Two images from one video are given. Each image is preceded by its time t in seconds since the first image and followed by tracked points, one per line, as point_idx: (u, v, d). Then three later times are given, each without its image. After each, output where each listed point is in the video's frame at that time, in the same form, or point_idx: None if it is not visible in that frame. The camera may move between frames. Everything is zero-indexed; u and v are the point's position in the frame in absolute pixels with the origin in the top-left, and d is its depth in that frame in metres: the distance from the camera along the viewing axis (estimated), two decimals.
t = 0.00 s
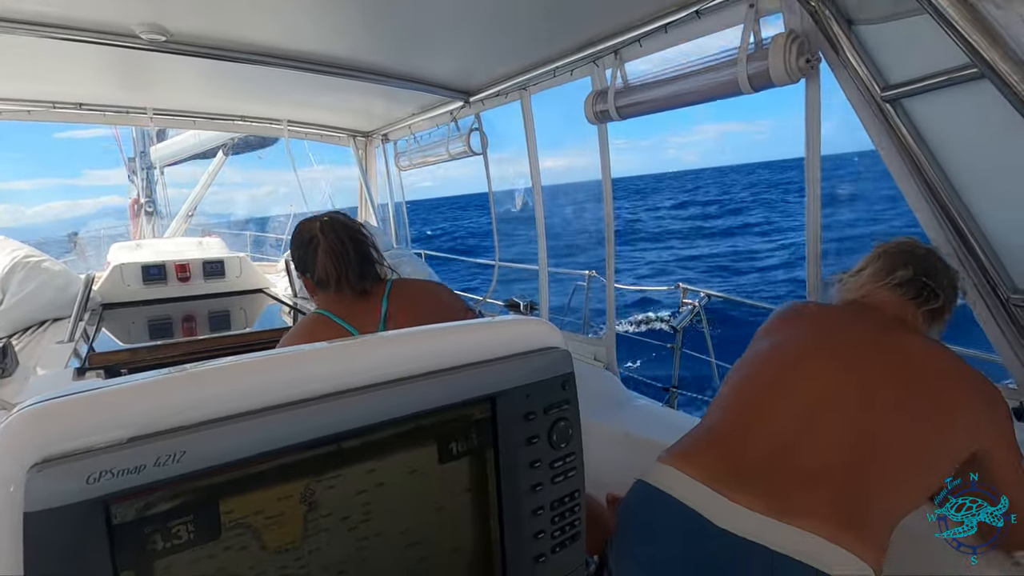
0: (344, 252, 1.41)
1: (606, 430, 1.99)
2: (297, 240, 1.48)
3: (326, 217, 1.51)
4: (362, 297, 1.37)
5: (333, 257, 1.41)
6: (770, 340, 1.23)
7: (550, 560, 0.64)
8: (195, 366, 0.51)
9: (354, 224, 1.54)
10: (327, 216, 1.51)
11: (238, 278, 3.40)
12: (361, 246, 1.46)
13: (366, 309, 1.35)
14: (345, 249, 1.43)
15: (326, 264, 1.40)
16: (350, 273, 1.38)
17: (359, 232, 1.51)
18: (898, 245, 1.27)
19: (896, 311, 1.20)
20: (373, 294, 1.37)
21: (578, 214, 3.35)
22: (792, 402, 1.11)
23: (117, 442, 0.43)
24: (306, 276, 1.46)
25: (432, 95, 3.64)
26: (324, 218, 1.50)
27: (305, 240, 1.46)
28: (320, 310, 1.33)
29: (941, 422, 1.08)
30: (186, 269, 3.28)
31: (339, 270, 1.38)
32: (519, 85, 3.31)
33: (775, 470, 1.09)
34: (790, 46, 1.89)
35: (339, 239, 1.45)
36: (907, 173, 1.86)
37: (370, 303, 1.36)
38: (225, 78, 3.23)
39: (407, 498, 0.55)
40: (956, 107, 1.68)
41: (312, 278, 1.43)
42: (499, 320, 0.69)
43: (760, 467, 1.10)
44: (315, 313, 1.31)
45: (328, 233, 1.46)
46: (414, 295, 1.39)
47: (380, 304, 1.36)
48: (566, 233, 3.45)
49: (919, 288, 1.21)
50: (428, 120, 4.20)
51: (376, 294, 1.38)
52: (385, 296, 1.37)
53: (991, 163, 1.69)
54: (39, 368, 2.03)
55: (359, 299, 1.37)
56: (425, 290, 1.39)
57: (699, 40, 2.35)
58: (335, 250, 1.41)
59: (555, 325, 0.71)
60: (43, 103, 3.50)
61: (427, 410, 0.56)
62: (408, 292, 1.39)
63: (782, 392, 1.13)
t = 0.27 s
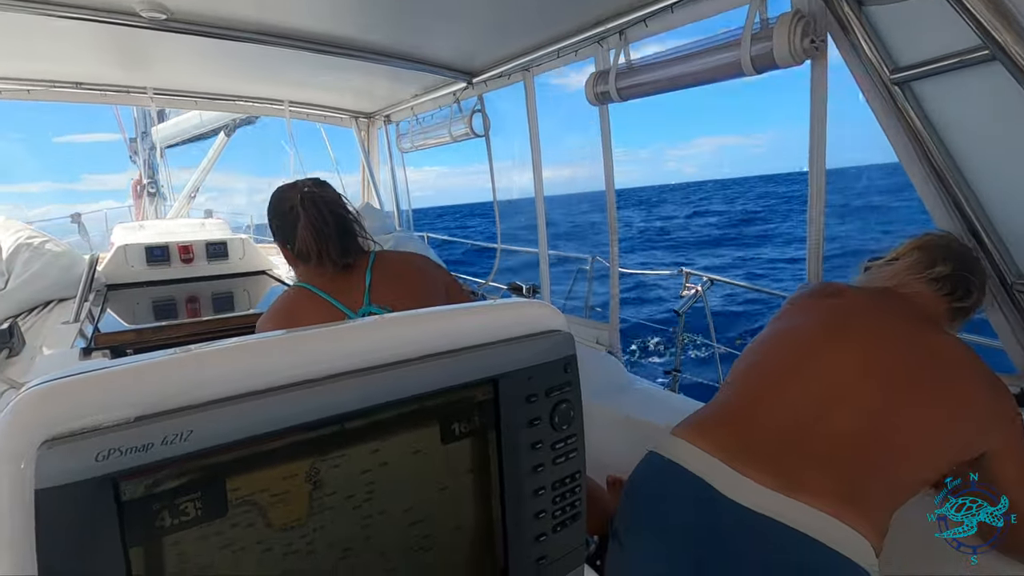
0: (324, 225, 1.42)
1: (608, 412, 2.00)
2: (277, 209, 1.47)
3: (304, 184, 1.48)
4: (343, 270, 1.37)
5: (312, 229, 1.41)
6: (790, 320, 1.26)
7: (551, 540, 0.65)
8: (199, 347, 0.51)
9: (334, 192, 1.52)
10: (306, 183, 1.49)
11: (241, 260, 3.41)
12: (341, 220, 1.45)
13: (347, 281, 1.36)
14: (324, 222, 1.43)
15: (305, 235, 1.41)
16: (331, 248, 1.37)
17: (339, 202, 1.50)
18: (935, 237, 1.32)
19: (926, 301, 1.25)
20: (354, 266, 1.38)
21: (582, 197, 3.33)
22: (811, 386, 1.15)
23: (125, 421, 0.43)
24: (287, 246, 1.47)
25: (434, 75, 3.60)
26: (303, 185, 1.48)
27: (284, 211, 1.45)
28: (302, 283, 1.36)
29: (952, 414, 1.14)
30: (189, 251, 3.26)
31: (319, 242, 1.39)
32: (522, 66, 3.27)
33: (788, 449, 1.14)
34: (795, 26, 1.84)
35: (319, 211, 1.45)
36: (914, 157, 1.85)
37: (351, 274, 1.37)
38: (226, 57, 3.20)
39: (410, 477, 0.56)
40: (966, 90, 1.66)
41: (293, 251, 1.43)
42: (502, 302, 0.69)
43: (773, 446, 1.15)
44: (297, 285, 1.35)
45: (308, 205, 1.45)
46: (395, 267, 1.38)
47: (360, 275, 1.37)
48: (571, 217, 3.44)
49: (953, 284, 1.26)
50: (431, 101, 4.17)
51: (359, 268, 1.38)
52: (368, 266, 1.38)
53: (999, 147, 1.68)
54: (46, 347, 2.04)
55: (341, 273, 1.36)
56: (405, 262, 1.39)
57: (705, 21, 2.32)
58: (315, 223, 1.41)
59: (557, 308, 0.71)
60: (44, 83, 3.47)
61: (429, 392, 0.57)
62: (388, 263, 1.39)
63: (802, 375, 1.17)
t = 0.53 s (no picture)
0: (319, 216, 1.42)
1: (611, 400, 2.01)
2: (274, 202, 1.48)
3: (300, 176, 1.49)
4: (340, 259, 1.37)
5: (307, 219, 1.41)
6: (807, 311, 1.29)
7: (552, 526, 0.66)
8: (206, 331, 0.52)
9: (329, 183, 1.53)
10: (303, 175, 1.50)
11: (247, 245, 3.42)
12: (337, 210, 1.46)
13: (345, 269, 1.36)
14: (320, 211, 1.43)
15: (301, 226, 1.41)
16: (326, 237, 1.38)
17: (334, 192, 1.51)
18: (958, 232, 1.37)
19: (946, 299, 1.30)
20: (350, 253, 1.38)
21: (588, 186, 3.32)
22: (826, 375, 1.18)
23: (133, 403, 0.44)
24: (283, 237, 1.47)
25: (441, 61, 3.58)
26: (298, 175, 1.48)
27: (282, 201, 1.46)
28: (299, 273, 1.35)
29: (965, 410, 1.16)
30: (196, 236, 3.27)
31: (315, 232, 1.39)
32: (529, 53, 3.25)
33: (800, 436, 1.16)
34: (806, 14, 1.81)
35: (313, 200, 1.45)
36: (925, 148, 1.84)
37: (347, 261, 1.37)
38: (234, 41, 3.19)
39: (413, 463, 0.57)
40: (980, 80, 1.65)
41: (290, 240, 1.44)
42: (507, 290, 0.70)
43: (785, 433, 1.17)
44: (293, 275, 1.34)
45: (304, 195, 1.45)
46: (393, 252, 1.39)
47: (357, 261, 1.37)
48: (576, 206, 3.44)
49: (976, 277, 1.31)
50: (438, 87, 4.15)
51: (356, 257, 1.38)
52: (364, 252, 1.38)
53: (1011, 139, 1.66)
54: (55, 330, 2.06)
55: (337, 264, 1.36)
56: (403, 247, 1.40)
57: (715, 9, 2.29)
58: (310, 213, 1.41)
59: (562, 296, 0.71)
60: (51, 66, 3.47)
61: (433, 379, 0.57)
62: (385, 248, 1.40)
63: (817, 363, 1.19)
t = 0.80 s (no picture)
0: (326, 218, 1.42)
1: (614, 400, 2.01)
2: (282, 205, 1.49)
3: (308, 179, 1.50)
4: (348, 260, 1.38)
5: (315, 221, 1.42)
6: (812, 309, 1.29)
7: (556, 525, 0.66)
8: (212, 328, 0.52)
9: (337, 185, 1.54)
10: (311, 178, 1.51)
11: (253, 242, 3.44)
12: (343, 212, 1.46)
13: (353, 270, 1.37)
14: (327, 213, 1.43)
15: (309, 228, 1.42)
16: (334, 238, 1.38)
17: (342, 194, 1.52)
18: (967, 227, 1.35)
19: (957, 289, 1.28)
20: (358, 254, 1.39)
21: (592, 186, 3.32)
22: (830, 372, 1.18)
23: (140, 399, 0.44)
24: (292, 240, 1.48)
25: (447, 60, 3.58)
26: (307, 178, 1.50)
27: (290, 203, 1.47)
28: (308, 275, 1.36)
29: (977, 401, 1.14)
30: (203, 233, 3.29)
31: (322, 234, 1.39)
32: (536, 52, 3.25)
33: (807, 436, 1.16)
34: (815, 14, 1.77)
35: (321, 202, 1.46)
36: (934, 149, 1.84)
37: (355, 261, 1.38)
38: (241, 39, 3.21)
39: (417, 460, 0.57)
40: (989, 81, 1.65)
41: (298, 243, 1.45)
42: (511, 289, 0.70)
43: (793, 432, 1.17)
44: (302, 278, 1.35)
45: (310, 198, 1.46)
46: (401, 251, 1.41)
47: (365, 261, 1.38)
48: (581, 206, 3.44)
49: (988, 268, 1.28)
50: (443, 86, 4.16)
51: (364, 257, 1.38)
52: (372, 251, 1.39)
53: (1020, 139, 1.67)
54: (63, 326, 2.08)
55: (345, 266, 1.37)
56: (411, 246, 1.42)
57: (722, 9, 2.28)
58: (317, 214, 1.42)
59: (566, 295, 0.71)
60: (60, 63, 3.49)
61: (438, 378, 0.57)
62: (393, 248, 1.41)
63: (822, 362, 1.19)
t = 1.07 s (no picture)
0: (347, 217, 1.45)
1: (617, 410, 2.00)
2: (305, 201, 1.52)
3: (332, 176, 1.53)
4: (364, 261, 1.39)
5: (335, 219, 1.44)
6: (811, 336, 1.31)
7: (559, 536, 0.66)
8: (215, 337, 0.52)
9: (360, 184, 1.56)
10: (335, 176, 1.53)
11: (257, 252, 3.45)
12: (363, 211, 1.49)
13: (371, 273, 1.37)
14: (348, 212, 1.46)
15: (329, 226, 1.44)
16: (352, 239, 1.40)
17: (364, 193, 1.54)
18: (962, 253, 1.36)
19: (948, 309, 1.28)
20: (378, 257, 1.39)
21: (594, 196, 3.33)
22: (831, 392, 1.20)
23: (143, 409, 0.44)
24: (312, 236, 1.50)
25: (450, 70, 3.60)
26: (331, 175, 1.52)
27: (312, 200, 1.50)
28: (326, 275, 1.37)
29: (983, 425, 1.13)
30: (207, 243, 3.31)
31: (341, 232, 1.41)
32: (539, 63, 3.26)
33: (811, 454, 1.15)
34: (814, 25, 1.81)
35: (343, 200, 1.48)
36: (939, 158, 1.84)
37: (375, 266, 1.38)
38: (246, 51, 3.23)
39: (419, 471, 0.56)
40: (992, 90, 1.65)
41: (318, 240, 1.47)
42: (514, 298, 0.70)
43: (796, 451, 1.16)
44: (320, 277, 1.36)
45: (332, 195, 1.48)
46: (420, 258, 1.40)
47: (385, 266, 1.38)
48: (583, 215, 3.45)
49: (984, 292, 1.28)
50: (447, 97, 4.19)
51: (382, 261, 1.39)
52: (392, 256, 1.40)
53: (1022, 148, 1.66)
54: (67, 335, 2.08)
55: (365, 266, 1.37)
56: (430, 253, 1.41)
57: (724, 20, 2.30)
58: (338, 212, 1.45)
59: (569, 305, 0.71)
60: (67, 75, 3.53)
61: (441, 387, 0.57)
62: (412, 254, 1.41)
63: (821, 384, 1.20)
